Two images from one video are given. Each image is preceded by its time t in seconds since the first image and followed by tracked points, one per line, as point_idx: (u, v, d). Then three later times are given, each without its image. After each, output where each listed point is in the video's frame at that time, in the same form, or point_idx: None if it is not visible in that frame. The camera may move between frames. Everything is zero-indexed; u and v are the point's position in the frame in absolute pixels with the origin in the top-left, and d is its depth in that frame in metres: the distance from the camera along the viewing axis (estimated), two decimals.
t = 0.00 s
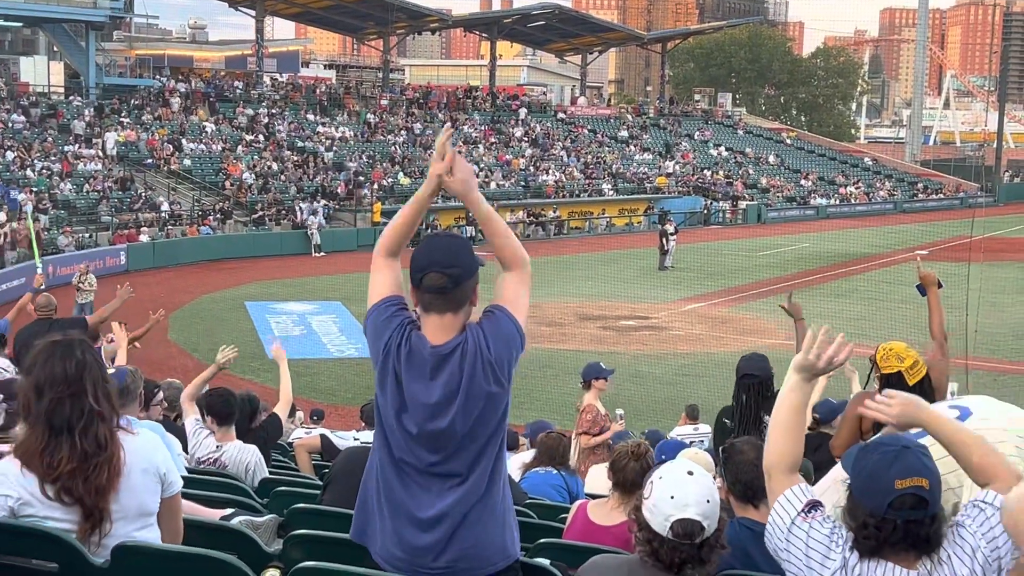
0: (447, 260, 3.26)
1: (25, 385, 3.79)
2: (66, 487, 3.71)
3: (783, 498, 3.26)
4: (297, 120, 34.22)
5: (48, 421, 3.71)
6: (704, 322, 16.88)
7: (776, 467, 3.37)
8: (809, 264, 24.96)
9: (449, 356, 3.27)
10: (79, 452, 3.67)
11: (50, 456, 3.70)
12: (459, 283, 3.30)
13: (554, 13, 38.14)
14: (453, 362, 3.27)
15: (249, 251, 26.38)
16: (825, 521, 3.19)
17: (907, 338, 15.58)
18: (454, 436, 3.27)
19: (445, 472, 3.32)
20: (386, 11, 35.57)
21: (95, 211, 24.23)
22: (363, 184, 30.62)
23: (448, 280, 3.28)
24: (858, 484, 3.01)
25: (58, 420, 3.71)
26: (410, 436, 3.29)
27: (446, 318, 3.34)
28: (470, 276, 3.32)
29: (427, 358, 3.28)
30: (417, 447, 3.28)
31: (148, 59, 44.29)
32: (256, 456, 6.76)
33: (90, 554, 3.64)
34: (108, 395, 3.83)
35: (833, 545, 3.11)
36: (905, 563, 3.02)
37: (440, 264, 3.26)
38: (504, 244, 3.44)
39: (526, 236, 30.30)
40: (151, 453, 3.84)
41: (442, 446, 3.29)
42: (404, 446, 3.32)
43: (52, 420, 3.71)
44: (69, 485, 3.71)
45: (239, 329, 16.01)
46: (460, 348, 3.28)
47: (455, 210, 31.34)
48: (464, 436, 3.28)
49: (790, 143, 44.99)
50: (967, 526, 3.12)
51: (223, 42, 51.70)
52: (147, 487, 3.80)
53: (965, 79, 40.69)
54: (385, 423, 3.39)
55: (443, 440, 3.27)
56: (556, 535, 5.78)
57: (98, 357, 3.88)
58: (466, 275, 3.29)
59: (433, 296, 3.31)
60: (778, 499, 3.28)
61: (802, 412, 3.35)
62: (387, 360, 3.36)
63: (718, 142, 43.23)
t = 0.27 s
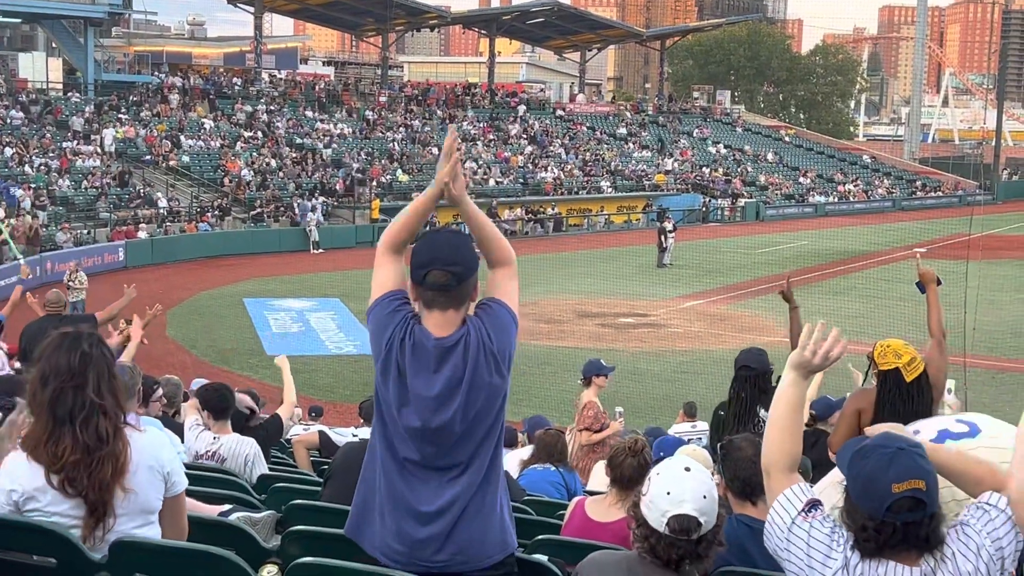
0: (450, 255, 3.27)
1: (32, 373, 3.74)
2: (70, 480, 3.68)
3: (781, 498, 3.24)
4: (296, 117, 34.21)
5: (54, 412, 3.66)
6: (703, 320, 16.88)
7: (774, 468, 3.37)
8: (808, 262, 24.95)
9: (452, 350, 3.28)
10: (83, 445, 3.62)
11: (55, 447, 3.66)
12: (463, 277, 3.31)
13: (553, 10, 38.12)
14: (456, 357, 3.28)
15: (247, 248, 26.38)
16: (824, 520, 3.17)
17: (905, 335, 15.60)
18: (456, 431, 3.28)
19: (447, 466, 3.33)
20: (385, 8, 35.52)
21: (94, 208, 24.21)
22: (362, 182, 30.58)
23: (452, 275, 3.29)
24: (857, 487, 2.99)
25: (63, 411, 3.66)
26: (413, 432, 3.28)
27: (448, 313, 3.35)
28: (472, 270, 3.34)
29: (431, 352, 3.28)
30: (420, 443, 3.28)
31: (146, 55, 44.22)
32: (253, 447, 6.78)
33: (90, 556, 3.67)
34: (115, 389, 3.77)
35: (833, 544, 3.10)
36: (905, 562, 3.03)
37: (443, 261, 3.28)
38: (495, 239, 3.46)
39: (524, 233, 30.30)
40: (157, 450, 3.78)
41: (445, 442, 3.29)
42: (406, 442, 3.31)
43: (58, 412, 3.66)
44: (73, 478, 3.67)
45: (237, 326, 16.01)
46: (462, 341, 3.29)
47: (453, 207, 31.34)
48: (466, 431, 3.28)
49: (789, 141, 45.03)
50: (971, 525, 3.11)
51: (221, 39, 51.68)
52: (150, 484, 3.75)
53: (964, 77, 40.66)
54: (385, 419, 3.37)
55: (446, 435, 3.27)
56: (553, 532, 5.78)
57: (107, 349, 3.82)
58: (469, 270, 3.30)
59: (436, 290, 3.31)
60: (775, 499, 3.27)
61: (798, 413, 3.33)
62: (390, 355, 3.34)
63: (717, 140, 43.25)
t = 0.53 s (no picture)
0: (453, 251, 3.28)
1: (39, 365, 3.72)
2: (75, 473, 3.67)
3: (780, 493, 3.25)
4: (294, 113, 34.18)
5: (60, 405, 3.65)
6: (701, 317, 16.89)
7: (775, 463, 3.34)
8: (806, 259, 24.96)
9: (451, 349, 3.30)
10: (88, 439, 3.61)
11: (60, 441, 3.64)
12: (464, 275, 3.31)
13: (551, 7, 38.06)
14: (454, 356, 3.29)
15: (245, 244, 26.36)
16: (824, 517, 3.20)
17: (902, 332, 15.62)
18: (454, 431, 3.29)
19: (443, 467, 3.34)
20: (382, 5, 35.45)
21: (91, 205, 24.19)
22: (360, 179, 30.53)
23: (452, 274, 3.29)
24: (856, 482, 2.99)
25: (70, 404, 3.65)
26: (410, 433, 3.28)
27: (448, 311, 3.35)
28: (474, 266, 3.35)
29: (430, 350, 3.29)
30: (417, 444, 3.28)
31: (145, 51, 44.14)
32: (247, 442, 6.77)
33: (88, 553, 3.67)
34: (123, 384, 3.76)
35: (832, 542, 3.11)
36: (904, 559, 3.01)
37: (445, 258, 3.28)
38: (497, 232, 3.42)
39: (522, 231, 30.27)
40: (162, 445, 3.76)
41: (442, 442, 3.29)
42: (402, 443, 3.31)
43: (64, 405, 3.65)
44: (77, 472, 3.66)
45: (235, 322, 16.02)
46: (461, 340, 3.31)
47: (451, 204, 31.31)
48: (464, 431, 3.30)
49: (787, 138, 45.03)
50: (967, 523, 3.12)
51: (218, 35, 51.62)
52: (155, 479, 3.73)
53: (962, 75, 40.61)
54: (381, 419, 3.38)
55: (443, 436, 3.28)
56: (550, 529, 5.79)
57: (115, 343, 3.79)
58: (470, 269, 3.31)
59: (437, 288, 3.31)
60: (775, 495, 3.28)
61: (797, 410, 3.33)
62: (388, 354, 3.34)
63: (715, 137, 43.21)
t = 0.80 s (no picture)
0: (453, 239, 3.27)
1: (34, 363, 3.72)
2: (65, 473, 3.65)
3: (777, 492, 3.22)
4: (292, 111, 34.15)
5: (51, 403, 3.63)
6: (699, 315, 16.90)
7: (774, 457, 3.35)
8: (804, 257, 24.96)
9: (446, 347, 3.29)
10: (77, 439, 3.58)
11: (50, 439, 3.62)
12: (462, 273, 3.32)
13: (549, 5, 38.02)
14: (451, 353, 3.30)
15: (243, 242, 26.37)
16: (823, 515, 3.18)
17: (900, 329, 15.64)
18: (451, 428, 3.28)
19: (439, 463, 3.33)
20: (380, 3, 35.39)
21: (89, 202, 24.19)
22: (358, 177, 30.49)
23: (451, 272, 3.31)
24: (857, 474, 2.98)
25: (61, 403, 3.63)
26: (406, 427, 3.28)
27: (445, 308, 3.36)
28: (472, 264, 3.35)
29: (427, 347, 3.29)
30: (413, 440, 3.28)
31: (142, 48, 44.08)
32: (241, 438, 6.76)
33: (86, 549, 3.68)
34: (116, 383, 3.71)
35: (831, 539, 3.11)
36: (901, 557, 3.02)
37: (443, 257, 3.29)
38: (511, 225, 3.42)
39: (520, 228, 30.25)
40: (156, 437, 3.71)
41: (439, 438, 3.29)
42: (398, 438, 3.31)
43: (55, 404, 3.63)
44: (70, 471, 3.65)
45: (233, 320, 16.03)
46: (458, 335, 3.31)
47: (449, 201, 31.26)
48: (461, 426, 3.29)
49: (785, 136, 45.02)
50: (961, 515, 3.15)
51: (216, 32, 51.62)
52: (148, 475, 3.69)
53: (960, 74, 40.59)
54: (378, 414, 3.37)
55: (440, 432, 3.28)
56: (548, 526, 5.81)
57: (110, 342, 3.76)
58: (467, 266, 3.32)
59: (435, 286, 3.33)
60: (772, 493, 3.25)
61: (789, 403, 3.31)
62: (384, 350, 3.34)
63: (713, 135, 43.19)
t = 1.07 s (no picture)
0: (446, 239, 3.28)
1: (24, 361, 3.71)
2: (53, 473, 3.66)
3: (771, 492, 3.23)
4: (289, 109, 34.18)
5: (40, 402, 3.62)
6: (696, 313, 16.90)
7: (768, 455, 3.39)
8: (801, 255, 24.97)
9: (437, 345, 3.30)
10: (67, 438, 3.58)
11: (39, 438, 3.61)
12: (453, 272, 3.33)
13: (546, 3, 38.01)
14: (442, 352, 3.30)
15: (240, 241, 26.36)
16: (817, 514, 3.18)
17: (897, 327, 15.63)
18: (443, 427, 3.29)
19: (432, 460, 3.34)
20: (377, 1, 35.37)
21: (86, 201, 24.17)
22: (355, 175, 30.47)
23: (442, 272, 3.31)
24: (849, 473, 3.00)
25: (51, 401, 3.63)
26: (400, 424, 3.29)
27: (436, 307, 3.37)
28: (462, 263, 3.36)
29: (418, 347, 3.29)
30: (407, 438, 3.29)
31: (140, 46, 44.09)
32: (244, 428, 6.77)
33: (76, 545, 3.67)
34: (106, 383, 3.72)
35: (827, 538, 3.11)
36: (894, 555, 3.01)
37: (434, 257, 3.29)
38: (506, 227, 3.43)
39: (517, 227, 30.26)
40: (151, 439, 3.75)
41: (432, 436, 3.30)
42: (391, 436, 3.32)
43: (45, 402, 3.63)
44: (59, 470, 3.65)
45: (230, 318, 16.02)
46: (448, 335, 3.31)
47: (446, 200, 31.25)
48: (454, 425, 3.30)
49: (782, 134, 45.02)
50: (954, 512, 3.14)
51: (213, 30, 51.60)
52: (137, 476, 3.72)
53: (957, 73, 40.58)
54: (371, 412, 3.38)
55: (433, 430, 3.28)
56: (545, 524, 5.81)
57: (101, 342, 3.77)
58: (457, 264, 3.33)
59: (426, 286, 3.33)
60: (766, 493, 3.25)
61: (776, 399, 3.41)
62: (377, 348, 3.34)
63: (710, 133, 43.20)
